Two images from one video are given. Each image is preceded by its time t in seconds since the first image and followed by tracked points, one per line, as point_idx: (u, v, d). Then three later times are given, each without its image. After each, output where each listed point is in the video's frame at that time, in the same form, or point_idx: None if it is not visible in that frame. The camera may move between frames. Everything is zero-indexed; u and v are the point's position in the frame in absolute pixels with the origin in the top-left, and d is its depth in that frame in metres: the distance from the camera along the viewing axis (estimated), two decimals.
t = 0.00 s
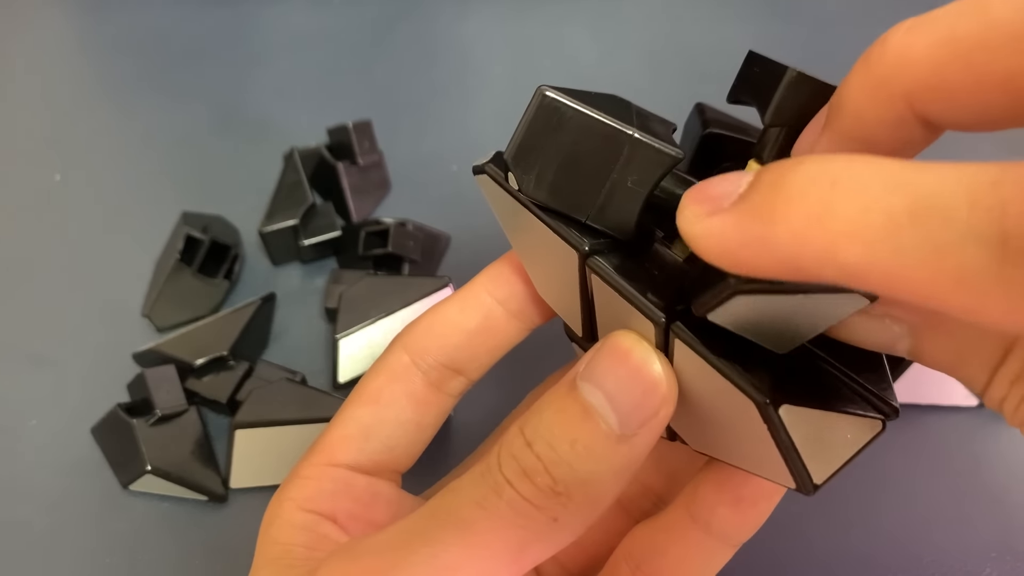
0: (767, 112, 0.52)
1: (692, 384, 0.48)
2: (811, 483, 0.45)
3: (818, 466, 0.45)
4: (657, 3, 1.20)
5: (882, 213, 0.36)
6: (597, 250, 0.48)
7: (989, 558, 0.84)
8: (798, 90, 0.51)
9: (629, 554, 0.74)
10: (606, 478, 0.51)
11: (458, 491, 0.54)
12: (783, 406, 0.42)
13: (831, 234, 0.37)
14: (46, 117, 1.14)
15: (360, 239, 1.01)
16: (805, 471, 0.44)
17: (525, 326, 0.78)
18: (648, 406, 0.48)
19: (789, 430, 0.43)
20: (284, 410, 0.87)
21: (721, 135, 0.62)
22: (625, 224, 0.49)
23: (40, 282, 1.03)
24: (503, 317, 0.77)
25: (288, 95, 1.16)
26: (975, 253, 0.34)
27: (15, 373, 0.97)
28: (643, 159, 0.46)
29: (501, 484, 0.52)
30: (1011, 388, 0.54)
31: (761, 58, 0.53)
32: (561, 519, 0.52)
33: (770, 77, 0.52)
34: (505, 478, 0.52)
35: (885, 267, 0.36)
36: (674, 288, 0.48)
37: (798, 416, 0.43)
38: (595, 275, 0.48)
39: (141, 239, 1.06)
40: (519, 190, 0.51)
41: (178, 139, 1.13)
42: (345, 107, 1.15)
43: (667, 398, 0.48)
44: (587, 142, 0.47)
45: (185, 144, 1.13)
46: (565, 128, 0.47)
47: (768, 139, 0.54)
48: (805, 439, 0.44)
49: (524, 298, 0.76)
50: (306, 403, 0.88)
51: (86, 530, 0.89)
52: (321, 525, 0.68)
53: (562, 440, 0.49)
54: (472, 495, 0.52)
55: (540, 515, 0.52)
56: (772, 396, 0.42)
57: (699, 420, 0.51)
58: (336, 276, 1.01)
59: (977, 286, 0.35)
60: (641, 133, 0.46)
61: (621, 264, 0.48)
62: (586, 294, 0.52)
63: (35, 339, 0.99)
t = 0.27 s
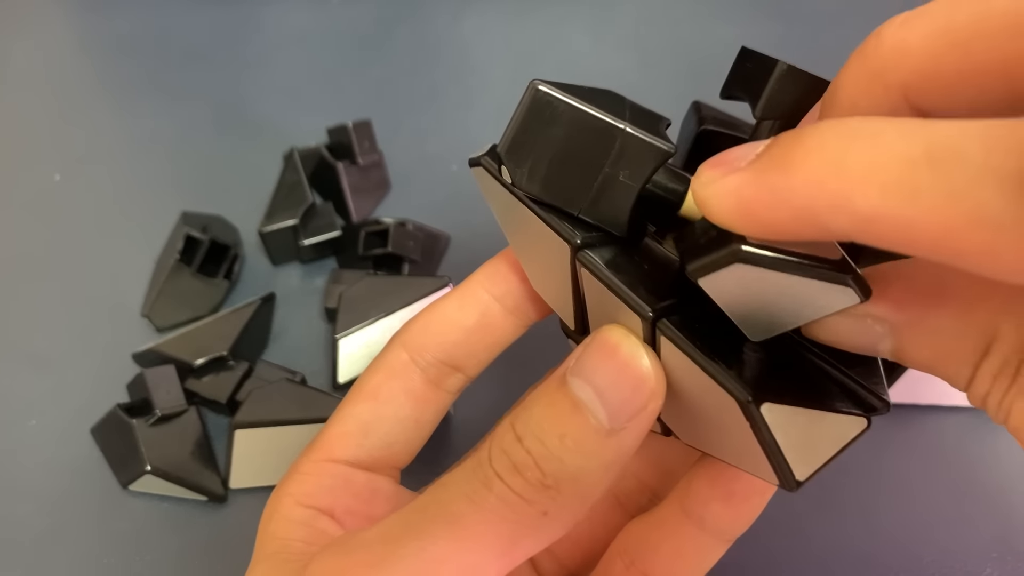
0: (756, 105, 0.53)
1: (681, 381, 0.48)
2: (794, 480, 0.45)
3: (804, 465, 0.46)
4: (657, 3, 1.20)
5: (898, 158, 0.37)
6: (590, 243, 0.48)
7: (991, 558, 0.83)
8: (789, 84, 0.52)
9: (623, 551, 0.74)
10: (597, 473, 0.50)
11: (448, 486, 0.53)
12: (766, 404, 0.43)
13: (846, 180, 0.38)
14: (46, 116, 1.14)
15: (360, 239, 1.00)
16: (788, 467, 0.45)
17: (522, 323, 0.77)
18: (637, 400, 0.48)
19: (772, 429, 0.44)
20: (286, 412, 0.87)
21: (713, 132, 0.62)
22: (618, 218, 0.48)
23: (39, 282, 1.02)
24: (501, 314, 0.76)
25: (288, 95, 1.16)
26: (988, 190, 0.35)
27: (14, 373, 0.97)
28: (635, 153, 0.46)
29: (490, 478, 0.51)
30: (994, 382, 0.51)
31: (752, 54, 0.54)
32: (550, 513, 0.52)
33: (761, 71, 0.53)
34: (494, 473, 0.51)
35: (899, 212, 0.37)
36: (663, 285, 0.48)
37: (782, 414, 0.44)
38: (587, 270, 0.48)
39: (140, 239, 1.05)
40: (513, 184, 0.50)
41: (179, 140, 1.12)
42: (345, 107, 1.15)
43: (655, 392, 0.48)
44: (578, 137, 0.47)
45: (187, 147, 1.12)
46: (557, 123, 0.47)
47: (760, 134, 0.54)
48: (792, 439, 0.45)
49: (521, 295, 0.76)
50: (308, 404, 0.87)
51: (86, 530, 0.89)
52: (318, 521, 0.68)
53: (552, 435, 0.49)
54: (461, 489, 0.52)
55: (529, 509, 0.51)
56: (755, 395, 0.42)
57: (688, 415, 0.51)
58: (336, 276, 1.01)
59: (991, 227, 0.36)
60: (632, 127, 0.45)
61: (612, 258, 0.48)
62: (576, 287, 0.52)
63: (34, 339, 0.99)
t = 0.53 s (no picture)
0: (736, 99, 0.53)
1: (659, 372, 0.48)
2: (763, 478, 0.45)
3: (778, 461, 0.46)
4: None
5: (908, 139, 0.38)
6: (571, 235, 0.48)
7: (990, 559, 0.83)
8: (769, 76, 0.52)
9: (604, 542, 0.74)
10: (574, 460, 0.50)
11: (424, 471, 0.53)
12: (737, 399, 0.43)
13: (857, 160, 0.39)
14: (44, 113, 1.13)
15: (361, 239, 1.00)
16: (758, 464, 0.45)
17: (509, 313, 0.77)
18: (615, 387, 0.48)
19: (744, 423, 0.44)
20: (285, 412, 0.87)
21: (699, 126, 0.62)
22: (599, 208, 0.48)
23: (39, 282, 1.02)
24: (487, 304, 0.76)
25: (287, 92, 1.14)
26: (993, 166, 0.36)
27: (14, 373, 0.97)
28: (617, 144, 0.47)
29: (467, 462, 0.51)
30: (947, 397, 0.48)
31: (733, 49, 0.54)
32: (527, 499, 0.51)
33: (740, 64, 0.53)
34: (471, 457, 0.51)
35: (907, 191, 0.38)
36: (642, 276, 0.48)
37: (753, 410, 0.44)
38: (567, 260, 0.47)
39: (140, 239, 1.05)
40: (495, 174, 0.50)
41: (180, 139, 1.12)
42: (345, 105, 1.13)
43: (632, 381, 0.48)
44: (561, 127, 0.47)
45: (187, 145, 1.11)
46: (539, 112, 0.47)
47: (744, 127, 0.55)
48: (763, 435, 0.45)
49: (506, 285, 0.76)
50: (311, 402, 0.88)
51: (87, 530, 0.90)
52: (303, 507, 0.68)
53: (530, 420, 0.49)
54: (436, 475, 0.52)
55: (504, 495, 0.51)
56: (725, 388, 0.43)
57: (668, 409, 0.51)
58: (336, 276, 1.01)
59: (995, 205, 0.36)
60: (615, 118, 0.46)
61: (593, 249, 0.48)
62: (559, 277, 0.52)
63: (33, 339, 0.99)
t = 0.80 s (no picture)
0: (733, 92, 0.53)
1: (648, 364, 0.48)
2: (757, 467, 0.44)
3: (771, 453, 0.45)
4: None
5: (919, 142, 0.38)
6: (562, 228, 0.48)
7: (990, 558, 0.83)
8: (766, 70, 0.52)
9: (588, 540, 0.74)
10: (559, 456, 0.50)
11: (404, 467, 0.52)
12: (727, 385, 0.43)
13: (864, 158, 0.39)
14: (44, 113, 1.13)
15: (360, 239, 1.00)
16: (750, 452, 0.44)
17: (502, 309, 0.77)
18: (602, 381, 0.48)
19: (735, 412, 0.43)
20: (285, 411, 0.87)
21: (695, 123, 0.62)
22: (593, 203, 0.48)
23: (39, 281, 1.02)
24: (480, 300, 0.76)
25: (286, 92, 1.14)
26: (1000, 176, 0.36)
27: (14, 373, 0.97)
28: (611, 138, 0.46)
29: (450, 456, 0.51)
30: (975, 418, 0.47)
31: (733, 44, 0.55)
32: (511, 495, 0.51)
33: (739, 58, 0.54)
34: (455, 451, 0.50)
35: (912, 194, 0.38)
36: (635, 269, 0.48)
37: (744, 397, 0.43)
38: (556, 252, 0.48)
39: (139, 239, 1.05)
40: (491, 166, 0.50)
41: (179, 139, 1.11)
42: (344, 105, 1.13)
43: (621, 374, 0.48)
44: (555, 120, 0.47)
45: (186, 145, 1.11)
46: (534, 105, 0.47)
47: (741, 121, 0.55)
48: (756, 423, 0.44)
49: (499, 282, 0.76)
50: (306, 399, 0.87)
51: (86, 529, 0.89)
52: (286, 501, 0.68)
53: (515, 413, 0.49)
54: (419, 467, 0.51)
55: (487, 489, 0.50)
56: (715, 375, 0.43)
57: (660, 404, 0.51)
58: (336, 276, 1.01)
59: (998, 213, 0.36)
60: (609, 112, 0.46)
61: (585, 242, 0.48)
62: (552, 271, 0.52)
63: (33, 339, 0.99)
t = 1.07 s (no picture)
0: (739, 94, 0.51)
1: (649, 364, 0.48)
2: (766, 464, 0.45)
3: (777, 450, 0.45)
4: None
5: (949, 171, 0.38)
6: (563, 229, 0.48)
7: (990, 558, 0.83)
8: (772, 74, 0.50)
9: (584, 543, 0.74)
10: (554, 458, 0.50)
11: (400, 464, 0.52)
12: (735, 379, 0.42)
13: (895, 191, 0.40)
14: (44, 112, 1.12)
15: (361, 240, 1.00)
16: (758, 447, 0.44)
17: (501, 309, 0.77)
18: (601, 382, 0.47)
19: (745, 407, 0.43)
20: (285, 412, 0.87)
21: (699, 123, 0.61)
22: (595, 204, 0.48)
23: (39, 281, 1.02)
24: (478, 300, 0.76)
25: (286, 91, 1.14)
26: None
27: (14, 373, 0.97)
28: (613, 138, 0.46)
29: (444, 456, 0.50)
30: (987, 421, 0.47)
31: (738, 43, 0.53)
32: (505, 496, 0.51)
33: (744, 59, 0.52)
34: (449, 451, 0.50)
35: (943, 224, 0.38)
36: (636, 271, 0.47)
37: (753, 392, 0.43)
38: (555, 253, 0.47)
39: (139, 239, 1.05)
40: (490, 166, 0.50)
41: (179, 138, 1.11)
42: (344, 105, 1.13)
43: (619, 375, 0.48)
44: (556, 121, 0.47)
45: (186, 145, 1.11)
46: (534, 105, 0.47)
47: (746, 124, 0.53)
48: (764, 419, 0.44)
49: (497, 281, 0.75)
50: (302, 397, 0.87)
51: (86, 530, 0.89)
52: (283, 499, 0.68)
53: (512, 414, 0.48)
54: (413, 467, 0.51)
55: (482, 491, 0.50)
56: (723, 368, 0.42)
57: (658, 404, 0.51)
58: (336, 277, 1.01)
59: None
60: (612, 113, 0.46)
61: (585, 244, 0.47)
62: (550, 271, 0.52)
63: (33, 339, 0.99)
